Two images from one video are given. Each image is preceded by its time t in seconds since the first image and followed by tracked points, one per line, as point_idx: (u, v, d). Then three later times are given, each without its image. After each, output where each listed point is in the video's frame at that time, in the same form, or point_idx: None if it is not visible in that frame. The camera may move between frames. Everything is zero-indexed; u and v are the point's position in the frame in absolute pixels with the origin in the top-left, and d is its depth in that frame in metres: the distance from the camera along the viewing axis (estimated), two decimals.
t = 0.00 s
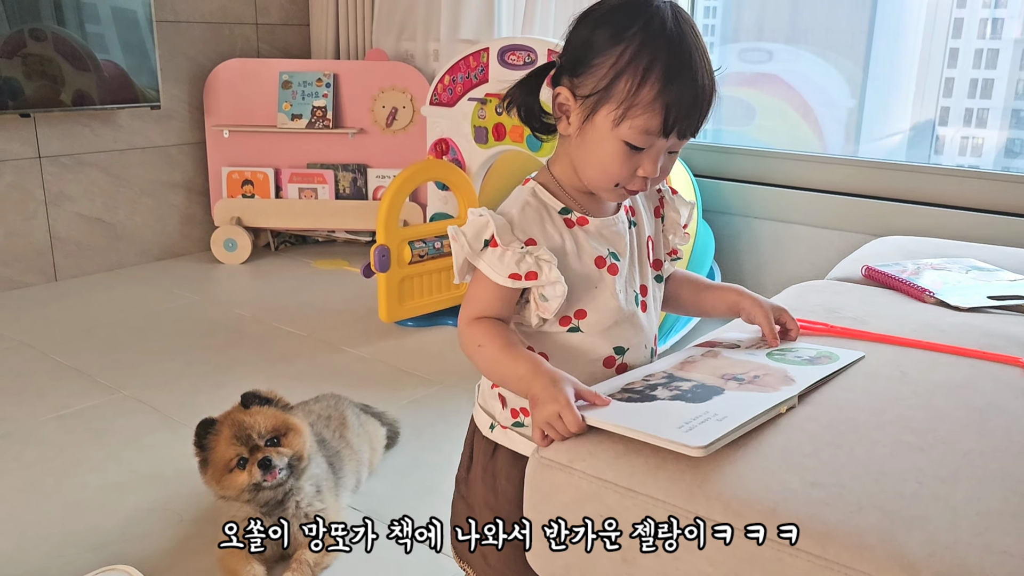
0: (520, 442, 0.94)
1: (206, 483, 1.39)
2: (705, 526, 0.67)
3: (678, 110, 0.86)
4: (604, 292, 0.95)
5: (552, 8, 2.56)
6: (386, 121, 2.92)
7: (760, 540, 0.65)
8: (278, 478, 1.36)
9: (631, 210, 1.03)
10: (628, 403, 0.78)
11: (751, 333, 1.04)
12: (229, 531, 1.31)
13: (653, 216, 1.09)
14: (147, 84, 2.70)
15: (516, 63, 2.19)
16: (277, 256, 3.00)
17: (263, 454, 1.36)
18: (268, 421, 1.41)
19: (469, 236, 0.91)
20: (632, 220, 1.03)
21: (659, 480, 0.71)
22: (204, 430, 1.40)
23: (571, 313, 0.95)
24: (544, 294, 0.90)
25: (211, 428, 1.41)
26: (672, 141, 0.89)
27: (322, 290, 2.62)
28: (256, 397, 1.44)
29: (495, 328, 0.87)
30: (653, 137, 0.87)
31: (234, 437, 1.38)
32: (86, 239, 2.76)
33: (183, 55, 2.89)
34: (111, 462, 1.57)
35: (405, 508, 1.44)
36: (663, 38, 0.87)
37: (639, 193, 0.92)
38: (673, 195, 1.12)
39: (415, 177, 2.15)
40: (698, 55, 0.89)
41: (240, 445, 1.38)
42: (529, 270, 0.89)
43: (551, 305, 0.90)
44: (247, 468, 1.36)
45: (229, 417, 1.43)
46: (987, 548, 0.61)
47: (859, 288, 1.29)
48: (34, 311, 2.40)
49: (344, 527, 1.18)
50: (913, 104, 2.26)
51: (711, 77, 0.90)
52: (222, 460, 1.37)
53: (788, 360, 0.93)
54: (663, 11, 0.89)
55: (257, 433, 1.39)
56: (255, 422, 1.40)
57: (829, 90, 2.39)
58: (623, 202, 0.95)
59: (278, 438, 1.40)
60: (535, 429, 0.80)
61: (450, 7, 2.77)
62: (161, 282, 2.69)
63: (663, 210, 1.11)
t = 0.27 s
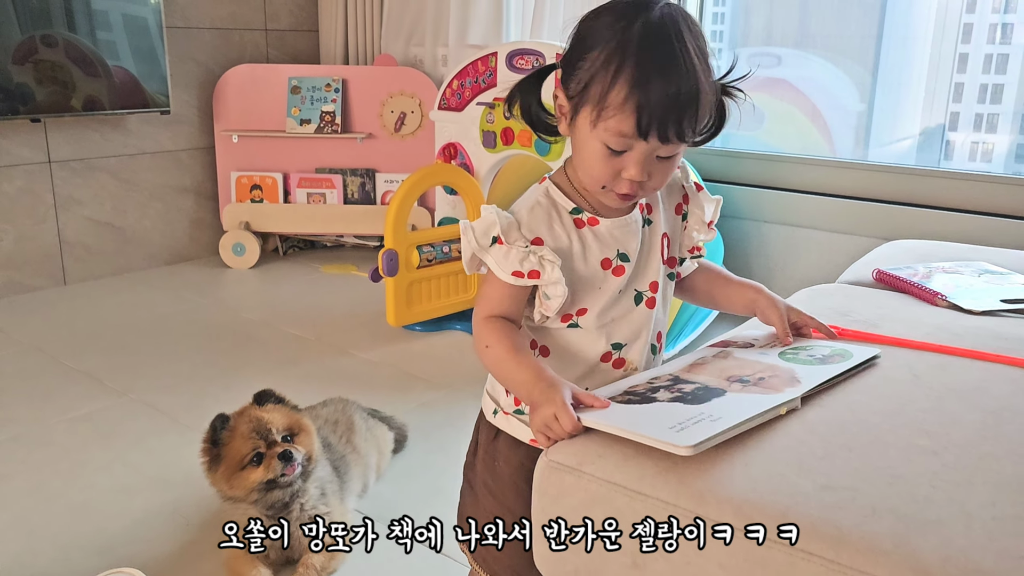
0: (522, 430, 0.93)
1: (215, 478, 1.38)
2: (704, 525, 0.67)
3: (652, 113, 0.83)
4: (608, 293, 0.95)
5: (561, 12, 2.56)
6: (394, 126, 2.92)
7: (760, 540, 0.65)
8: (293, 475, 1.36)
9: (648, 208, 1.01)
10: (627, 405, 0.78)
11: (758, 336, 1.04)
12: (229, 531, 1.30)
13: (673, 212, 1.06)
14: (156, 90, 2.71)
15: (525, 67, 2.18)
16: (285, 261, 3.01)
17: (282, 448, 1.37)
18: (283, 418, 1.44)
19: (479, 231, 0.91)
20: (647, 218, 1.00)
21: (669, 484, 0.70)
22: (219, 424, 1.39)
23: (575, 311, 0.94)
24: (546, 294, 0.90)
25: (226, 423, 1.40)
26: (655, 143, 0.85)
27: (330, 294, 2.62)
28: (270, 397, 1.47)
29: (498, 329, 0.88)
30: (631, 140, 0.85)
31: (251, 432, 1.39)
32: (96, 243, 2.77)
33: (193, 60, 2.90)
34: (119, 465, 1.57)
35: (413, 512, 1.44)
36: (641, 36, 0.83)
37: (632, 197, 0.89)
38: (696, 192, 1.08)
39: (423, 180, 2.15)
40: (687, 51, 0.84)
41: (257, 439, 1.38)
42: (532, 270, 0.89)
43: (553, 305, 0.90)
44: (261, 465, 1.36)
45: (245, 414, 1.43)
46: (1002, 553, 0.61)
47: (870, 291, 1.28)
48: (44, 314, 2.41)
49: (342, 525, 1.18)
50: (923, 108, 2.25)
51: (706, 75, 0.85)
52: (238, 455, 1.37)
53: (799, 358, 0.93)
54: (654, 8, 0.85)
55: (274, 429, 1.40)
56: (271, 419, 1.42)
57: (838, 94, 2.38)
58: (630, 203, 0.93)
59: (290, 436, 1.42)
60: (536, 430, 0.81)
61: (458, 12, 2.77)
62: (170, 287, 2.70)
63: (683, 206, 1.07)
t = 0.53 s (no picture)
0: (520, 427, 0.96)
1: (232, 486, 1.30)
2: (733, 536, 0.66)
3: (558, 109, 0.83)
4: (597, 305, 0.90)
5: (576, 23, 2.58)
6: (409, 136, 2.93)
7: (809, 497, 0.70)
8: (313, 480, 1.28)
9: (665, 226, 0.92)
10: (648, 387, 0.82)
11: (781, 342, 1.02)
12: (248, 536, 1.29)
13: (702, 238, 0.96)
14: (172, 101, 2.73)
15: (539, 77, 2.20)
16: (300, 270, 3.02)
17: (302, 452, 1.29)
18: (302, 425, 1.33)
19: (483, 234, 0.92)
20: (660, 235, 0.92)
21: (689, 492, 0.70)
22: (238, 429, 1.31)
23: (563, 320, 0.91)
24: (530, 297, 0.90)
25: (245, 429, 1.31)
26: (569, 146, 0.84)
27: (345, 304, 2.63)
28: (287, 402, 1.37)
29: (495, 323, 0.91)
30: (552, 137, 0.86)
31: (270, 436, 1.29)
32: (113, 253, 2.79)
33: (209, 72, 2.93)
34: (135, 474, 1.58)
35: (428, 523, 1.43)
36: (590, 41, 0.83)
37: (562, 199, 0.89)
38: (729, 216, 0.98)
39: (437, 191, 2.15)
40: (620, 67, 0.81)
41: (276, 444, 1.29)
42: (513, 271, 0.89)
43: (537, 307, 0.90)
44: (280, 470, 1.28)
45: (264, 417, 1.33)
46: None
47: (889, 300, 1.28)
48: (61, 324, 2.42)
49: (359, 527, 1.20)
50: (938, 119, 2.23)
51: (631, 96, 0.80)
52: (256, 461, 1.28)
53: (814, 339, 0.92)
54: (636, 24, 0.83)
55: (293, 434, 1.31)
56: (290, 425, 1.32)
57: (853, 103, 2.37)
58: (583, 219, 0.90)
59: (309, 443, 1.33)
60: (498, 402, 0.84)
61: (472, 22, 2.78)
62: (186, 296, 2.71)
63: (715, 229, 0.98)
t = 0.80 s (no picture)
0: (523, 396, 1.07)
1: (270, 491, 1.29)
2: (785, 545, 0.67)
3: (569, 98, 0.92)
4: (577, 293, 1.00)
5: (601, 34, 2.58)
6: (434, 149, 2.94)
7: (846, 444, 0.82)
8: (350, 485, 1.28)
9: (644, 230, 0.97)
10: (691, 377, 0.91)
11: (823, 355, 1.03)
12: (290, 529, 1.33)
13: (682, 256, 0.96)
14: (199, 113, 2.76)
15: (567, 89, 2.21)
16: (325, 281, 3.04)
17: (338, 458, 1.27)
18: (336, 430, 1.32)
19: (529, 205, 1.12)
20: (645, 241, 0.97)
21: (744, 502, 0.70)
22: (274, 437, 1.30)
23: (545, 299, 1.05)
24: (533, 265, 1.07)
25: (280, 436, 1.30)
26: (575, 135, 0.93)
27: (371, 315, 2.64)
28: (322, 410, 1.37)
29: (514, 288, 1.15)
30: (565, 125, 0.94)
31: (306, 442, 1.28)
32: (141, 264, 2.82)
33: (236, 84, 2.96)
34: (171, 482, 1.60)
35: (462, 534, 1.44)
36: (612, 40, 0.91)
37: (567, 185, 0.97)
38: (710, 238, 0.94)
39: (465, 203, 2.17)
40: (625, 66, 0.88)
41: (312, 450, 1.28)
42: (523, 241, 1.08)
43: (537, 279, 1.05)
44: (317, 476, 1.27)
45: (299, 425, 1.32)
46: None
47: (927, 311, 1.27)
48: (92, 334, 2.45)
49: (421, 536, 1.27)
50: (955, 127, 2.25)
51: (626, 93, 0.87)
52: (293, 467, 1.27)
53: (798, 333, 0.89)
54: (659, 32, 0.90)
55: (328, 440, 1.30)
56: (325, 430, 1.30)
57: (876, 112, 2.38)
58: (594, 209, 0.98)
59: (345, 449, 1.31)
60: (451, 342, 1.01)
61: (497, 34, 2.80)
62: (213, 307, 2.74)
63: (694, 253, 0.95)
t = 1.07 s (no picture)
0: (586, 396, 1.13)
1: (311, 500, 1.30)
2: (847, 553, 0.67)
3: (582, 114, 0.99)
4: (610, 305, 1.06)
5: (624, 43, 2.59)
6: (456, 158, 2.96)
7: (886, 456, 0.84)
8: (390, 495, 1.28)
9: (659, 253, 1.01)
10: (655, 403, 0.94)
11: (867, 364, 1.03)
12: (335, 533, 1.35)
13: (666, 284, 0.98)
14: (223, 124, 2.78)
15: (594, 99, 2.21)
16: (348, 290, 3.06)
17: (377, 468, 1.28)
18: (378, 439, 1.33)
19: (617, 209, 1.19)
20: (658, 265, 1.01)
21: (804, 511, 0.70)
22: (314, 448, 1.31)
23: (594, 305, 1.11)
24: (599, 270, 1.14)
25: (322, 445, 1.31)
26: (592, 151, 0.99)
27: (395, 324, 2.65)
28: (365, 418, 1.37)
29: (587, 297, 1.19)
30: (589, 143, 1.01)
31: (347, 452, 1.29)
32: (167, 274, 2.84)
33: (261, 95, 2.99)
34: (205, 491, 1.60)
35: (497, 543, 1.44)
36: (617, 56, 0.96)
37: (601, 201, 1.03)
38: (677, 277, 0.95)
39: (493, 212, 2.17)
40: (619, 77, 0.93)
41: (353, 459, 1.28)
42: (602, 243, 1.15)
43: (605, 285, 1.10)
44: (357, 485, 1.27)
45: (341, 434, 1.33)
46: None
47: (966, 319, 1.27)
48: (120, 343, 2.47)
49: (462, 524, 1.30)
50: (969, 136, 2.26)
51: (615, 102, 0.92)
52: (334, 476, 1.28)
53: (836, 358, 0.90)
54: (656, 42, 0.93)
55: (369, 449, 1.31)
56: (366, 439, 1.31)
57: (900, 121, 2.37)
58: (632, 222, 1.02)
59: (387, 458, 1.31)
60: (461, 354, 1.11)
61: (520, 44, 2.81)
62: (238, 316, 2.75)
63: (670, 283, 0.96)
